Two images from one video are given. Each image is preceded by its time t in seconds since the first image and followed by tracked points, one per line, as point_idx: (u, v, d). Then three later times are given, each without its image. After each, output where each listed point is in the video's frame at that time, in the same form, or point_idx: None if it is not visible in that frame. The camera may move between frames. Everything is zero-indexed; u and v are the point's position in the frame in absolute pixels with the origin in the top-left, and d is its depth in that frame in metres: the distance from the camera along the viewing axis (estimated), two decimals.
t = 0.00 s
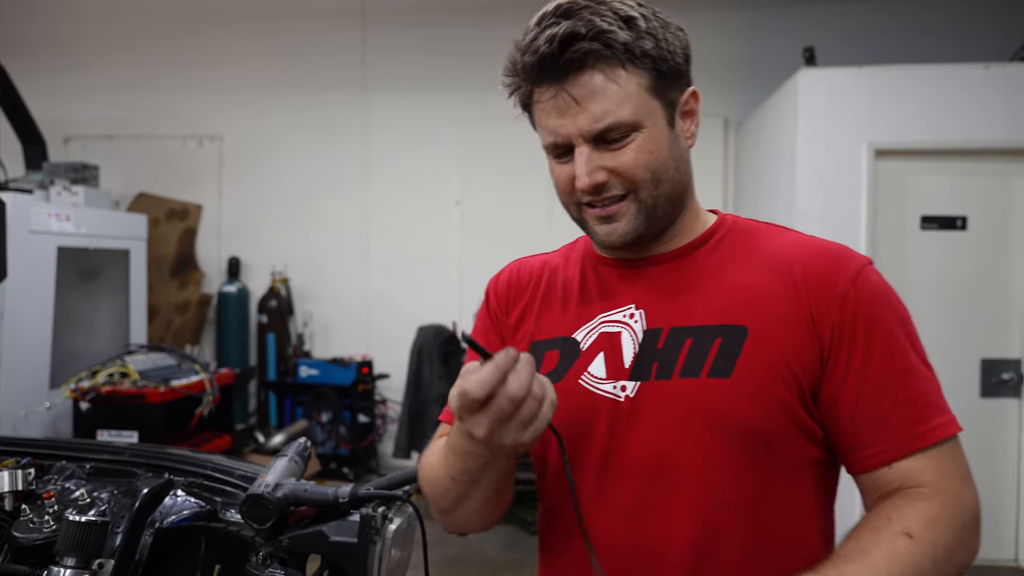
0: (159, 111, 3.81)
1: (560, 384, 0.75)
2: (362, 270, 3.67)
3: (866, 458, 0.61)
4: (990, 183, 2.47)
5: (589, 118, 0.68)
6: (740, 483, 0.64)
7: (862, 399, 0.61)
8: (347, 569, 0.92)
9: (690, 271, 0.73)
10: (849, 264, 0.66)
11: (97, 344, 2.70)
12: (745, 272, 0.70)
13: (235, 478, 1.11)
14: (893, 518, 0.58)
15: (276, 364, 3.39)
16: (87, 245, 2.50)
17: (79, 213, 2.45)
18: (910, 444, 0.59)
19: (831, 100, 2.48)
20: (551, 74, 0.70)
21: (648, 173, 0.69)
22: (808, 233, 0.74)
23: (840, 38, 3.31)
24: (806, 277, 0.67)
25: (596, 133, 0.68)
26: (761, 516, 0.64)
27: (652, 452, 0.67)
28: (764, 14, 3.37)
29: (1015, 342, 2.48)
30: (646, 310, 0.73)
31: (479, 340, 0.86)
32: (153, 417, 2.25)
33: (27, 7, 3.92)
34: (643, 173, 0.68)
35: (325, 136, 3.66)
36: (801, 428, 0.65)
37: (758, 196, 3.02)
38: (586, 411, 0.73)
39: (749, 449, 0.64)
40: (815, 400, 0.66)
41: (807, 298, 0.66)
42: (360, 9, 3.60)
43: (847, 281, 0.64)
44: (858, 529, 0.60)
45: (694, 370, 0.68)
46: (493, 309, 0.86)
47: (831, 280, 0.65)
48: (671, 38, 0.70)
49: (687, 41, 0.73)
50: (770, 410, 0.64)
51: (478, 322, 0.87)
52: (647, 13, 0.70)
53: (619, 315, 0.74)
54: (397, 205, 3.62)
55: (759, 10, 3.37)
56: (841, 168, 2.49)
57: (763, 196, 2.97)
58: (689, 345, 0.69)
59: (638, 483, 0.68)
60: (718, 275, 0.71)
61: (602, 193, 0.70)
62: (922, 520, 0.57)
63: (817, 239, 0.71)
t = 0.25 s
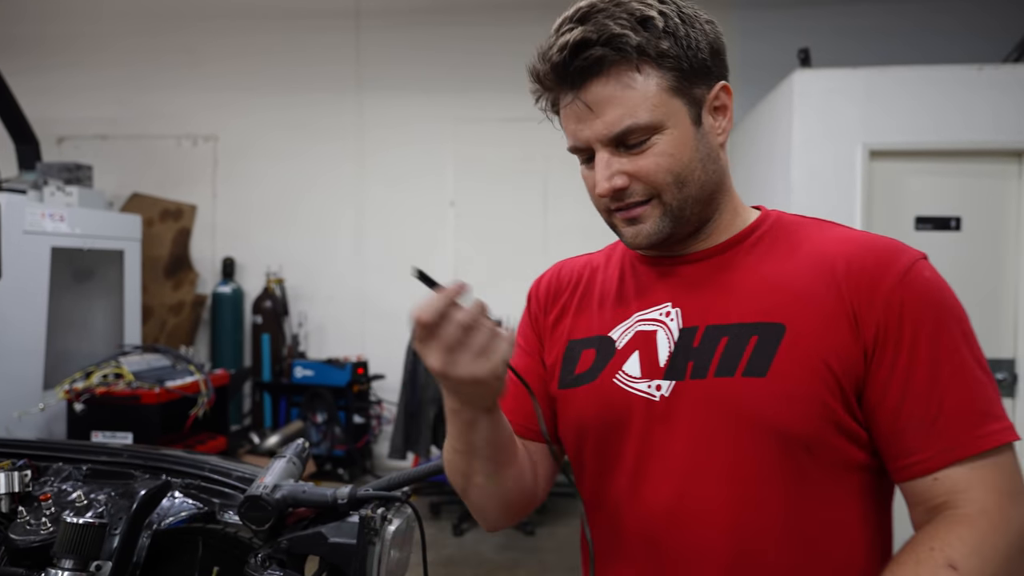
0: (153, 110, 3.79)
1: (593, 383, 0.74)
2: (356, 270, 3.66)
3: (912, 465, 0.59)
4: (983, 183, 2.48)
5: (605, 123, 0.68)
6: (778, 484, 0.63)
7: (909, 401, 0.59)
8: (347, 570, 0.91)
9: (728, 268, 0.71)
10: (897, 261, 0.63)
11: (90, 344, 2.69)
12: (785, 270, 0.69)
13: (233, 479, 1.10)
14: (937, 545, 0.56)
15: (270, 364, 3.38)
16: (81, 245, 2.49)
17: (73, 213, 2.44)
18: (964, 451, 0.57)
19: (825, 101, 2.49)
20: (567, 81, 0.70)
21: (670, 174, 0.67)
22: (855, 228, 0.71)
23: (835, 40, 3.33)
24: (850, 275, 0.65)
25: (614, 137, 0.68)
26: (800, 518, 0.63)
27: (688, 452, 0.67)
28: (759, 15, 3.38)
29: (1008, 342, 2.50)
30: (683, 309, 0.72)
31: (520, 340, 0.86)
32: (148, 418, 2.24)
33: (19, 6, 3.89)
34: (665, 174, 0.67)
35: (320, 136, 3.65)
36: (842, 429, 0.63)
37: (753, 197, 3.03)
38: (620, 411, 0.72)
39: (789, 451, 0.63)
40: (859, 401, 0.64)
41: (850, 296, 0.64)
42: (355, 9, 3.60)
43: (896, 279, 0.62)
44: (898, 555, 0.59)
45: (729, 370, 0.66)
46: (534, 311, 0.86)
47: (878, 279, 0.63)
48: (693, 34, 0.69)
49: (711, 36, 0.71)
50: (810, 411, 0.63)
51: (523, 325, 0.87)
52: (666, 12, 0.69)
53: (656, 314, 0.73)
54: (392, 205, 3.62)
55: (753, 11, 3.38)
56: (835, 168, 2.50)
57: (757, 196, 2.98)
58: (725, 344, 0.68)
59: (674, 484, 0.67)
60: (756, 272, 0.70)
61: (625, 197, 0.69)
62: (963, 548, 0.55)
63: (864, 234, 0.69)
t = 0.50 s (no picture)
0: (145, 113, 3.78)
1: (626, 390, 0.76)
2: (349, 273, 3.65)
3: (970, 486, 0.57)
4: (974, 186, 2.51)
5: (617, 142, 0.69)
6: (814, 500, 0.63)
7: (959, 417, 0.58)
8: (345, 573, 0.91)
9: (764, 276, 0.71)
10: (947, 269, 0.61)
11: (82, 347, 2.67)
12: (823, 280, 0.68)
13: (229, 484, 1.10)
14: (1003, 550, 0.54)
15: (263, 367, 3.36)
16: (73, 248, 2.47)
17: (64, 216, 2.42)
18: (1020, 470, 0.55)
19: (817, 104, 2.51)
20: (575, 106, 0.72)
21: (692, 182, 0.67)
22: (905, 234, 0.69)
23: (825, 44, 3.36)
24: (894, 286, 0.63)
25: (628, 153, 0.68)
26: (839, 533, 0.62)
27: (721, 465, 0.67)
28: (750, 19, 3.40)
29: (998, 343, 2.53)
30: (716, 317, 0.73)
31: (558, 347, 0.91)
32: (140, 421, 2.22)
33: (9, 7, 3.87)
34: (686, 182, 0.67)
35: (313, 139, 3.64)
36: (885, 443, 0.62)
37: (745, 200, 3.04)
38: (654, 419, 0.72)
39: (826, 467, 0.62)
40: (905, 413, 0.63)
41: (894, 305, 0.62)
42: (349, 12, 3.59)
43: (945, 290, 0.60)
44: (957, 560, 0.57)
45: (761, 383, 0.66)
46: (570, 317, 0.90)
47: (923, 289, 0.61)
48: (694, 36, 0.68)
49: (717, 33, 0.70)
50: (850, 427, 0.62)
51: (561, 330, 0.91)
52: (661, 20, 0.69)
53: (689, 321, 0.74)
54: (385, 208, 3.61)
55: (744, 15, 3.40)
56: (827, 172, 2.52)
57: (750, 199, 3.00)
58: (757, 355, 0.68)
59: (707, 496, 0.67)
60: (792, 282, 0.69)
61: (651, 211, 0.69)
62: None
63: (912, 241, 0.67)
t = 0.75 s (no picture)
0: (140, 114, 3.76)
1: (648, 398, 0.77)
2: (345, 275, 3.64)
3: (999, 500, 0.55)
4: (969, 189, 2.53)
5: (619, 163, 0.71)
6: (824, 507, 0.63)
7: (981, 428, 0.56)
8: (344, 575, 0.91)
9: (781, 282, 0.71)
10: (972, 272, 0.59)
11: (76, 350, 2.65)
12: (840, 286, 0.67)
13: (226, 486, 1.08)
14: None
15: (258, 369, 3.34)
16: (67, 250, 2.46)
17: (59, 218, 2.41)
18: None
19: (812, 106, 2.53)
20: (577, 128, 0.74)
21: (694, 198, 0.68)
22: (937, 234, 0.66)
23: (819, 48, 3.38)
24: (912, 292, 0.62)
25: (631, 172, 0.70)
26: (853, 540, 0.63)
27: (734, 473, 0.68)
28: (745, 23, 3.41)
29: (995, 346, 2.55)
30: (733, 325, 0.73)
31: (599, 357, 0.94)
32: (135, 423, 2.21)
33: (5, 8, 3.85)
34: (689, 198, 0.68)
35: (308, 141, 3.64)
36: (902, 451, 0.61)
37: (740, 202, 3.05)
38: (673, 426, 0.74)
39: (837, 476, 0.62)
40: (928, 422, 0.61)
41: (913, 313, 0.61)
42: (345, 14, 3.59)
43: (965, 297, 0.58)
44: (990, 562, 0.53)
45: (772, 392, 0.67)
46: (609, 323, 0.94)
47: (945, 295, 0.59)
48: (692, 48, 0.68)
49: (720, 41, 0.69)
50: (861, 437, 0.61)
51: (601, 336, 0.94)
52: (657, 37, 0.70)
53: (707, 328, 0.75)
54: (380, 210, 3.61)
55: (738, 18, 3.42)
56: (822, 174, 2.54)
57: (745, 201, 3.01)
58: (770, 364, 0.68)
59: (720, 503, 0.68)
60: (809, 288, 0.69)
61: (658, 228, 0.71)
62: None
63: (939, 243, 0.64)
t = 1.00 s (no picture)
0: (133, 113, 3.75)
1: (646, 395, 0.80)
2: (340, 274, 3.64)
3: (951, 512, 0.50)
4: (962, 188, 2.55)
5: (609, 171, 0.72)
6: (786, 510, 0.63)
7: (928, 440, 0.52)
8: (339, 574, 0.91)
9: (765, 284, 0.70)
10: (941, 277, 0.54)
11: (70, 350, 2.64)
12: (817, 288, 0.65)
13: (223, 485, 1.09)
14: (978, 559, 0.47)
15: (252, 369, 3.33)
16: (61, 250, 2.45)
17: (53, 217, 2.39)
18: (1004, 500, 0.47)
19: (807, 106, 2.54)
20: (572, 137, 0.77)
21: (677, 206, 0.69)
22: (932, 238, 0.62)
23: (814, 48, 3.39)
24: (881, 294, 0.59)
25: (619, 181, 0.71)
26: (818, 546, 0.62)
27: (706, 470, 0.69)
28: (740, 22, 3.42)
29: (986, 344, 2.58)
30: (721, 325, 0.74)
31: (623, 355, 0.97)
32: (129, 425, 2.20)
33: None
34: (672, 208, 0.69)
35: (302, 140, 3.63)
36: (868, 461, 0.59)
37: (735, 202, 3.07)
38: (663, 422, 0.76)
39: (796, 479, 0.62)
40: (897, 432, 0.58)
41: (879, 319, 0.58)
42: (339, 13, 3.58)
43: (926, 304, 0.54)
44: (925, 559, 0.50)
45: (741, 393, 0.67)
46: (635, 320, 0.97)
47: (910, 300, 0.56)
48: (675, 59, 0.68)
49: (707, 48, 0.68)
50: (818, 440, 0.60)
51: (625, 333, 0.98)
52: (643, 48, 0.70)
53: (700, 328, 0.77)
54: (375, 209, 3.60)
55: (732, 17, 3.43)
56: (817, 174, 2.55)
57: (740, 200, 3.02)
58: (743, 364, 0.68)
59: (697, 500, 0.70)
60: (789, 289, 0.68)
61: (648, 234, 0.72)
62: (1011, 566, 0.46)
63: (924, 245, 0.60)
